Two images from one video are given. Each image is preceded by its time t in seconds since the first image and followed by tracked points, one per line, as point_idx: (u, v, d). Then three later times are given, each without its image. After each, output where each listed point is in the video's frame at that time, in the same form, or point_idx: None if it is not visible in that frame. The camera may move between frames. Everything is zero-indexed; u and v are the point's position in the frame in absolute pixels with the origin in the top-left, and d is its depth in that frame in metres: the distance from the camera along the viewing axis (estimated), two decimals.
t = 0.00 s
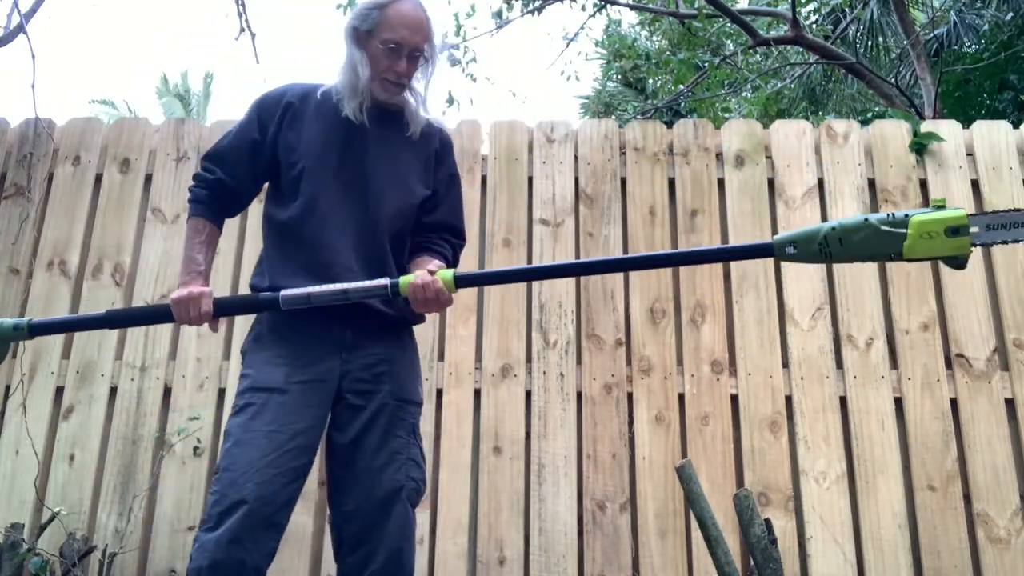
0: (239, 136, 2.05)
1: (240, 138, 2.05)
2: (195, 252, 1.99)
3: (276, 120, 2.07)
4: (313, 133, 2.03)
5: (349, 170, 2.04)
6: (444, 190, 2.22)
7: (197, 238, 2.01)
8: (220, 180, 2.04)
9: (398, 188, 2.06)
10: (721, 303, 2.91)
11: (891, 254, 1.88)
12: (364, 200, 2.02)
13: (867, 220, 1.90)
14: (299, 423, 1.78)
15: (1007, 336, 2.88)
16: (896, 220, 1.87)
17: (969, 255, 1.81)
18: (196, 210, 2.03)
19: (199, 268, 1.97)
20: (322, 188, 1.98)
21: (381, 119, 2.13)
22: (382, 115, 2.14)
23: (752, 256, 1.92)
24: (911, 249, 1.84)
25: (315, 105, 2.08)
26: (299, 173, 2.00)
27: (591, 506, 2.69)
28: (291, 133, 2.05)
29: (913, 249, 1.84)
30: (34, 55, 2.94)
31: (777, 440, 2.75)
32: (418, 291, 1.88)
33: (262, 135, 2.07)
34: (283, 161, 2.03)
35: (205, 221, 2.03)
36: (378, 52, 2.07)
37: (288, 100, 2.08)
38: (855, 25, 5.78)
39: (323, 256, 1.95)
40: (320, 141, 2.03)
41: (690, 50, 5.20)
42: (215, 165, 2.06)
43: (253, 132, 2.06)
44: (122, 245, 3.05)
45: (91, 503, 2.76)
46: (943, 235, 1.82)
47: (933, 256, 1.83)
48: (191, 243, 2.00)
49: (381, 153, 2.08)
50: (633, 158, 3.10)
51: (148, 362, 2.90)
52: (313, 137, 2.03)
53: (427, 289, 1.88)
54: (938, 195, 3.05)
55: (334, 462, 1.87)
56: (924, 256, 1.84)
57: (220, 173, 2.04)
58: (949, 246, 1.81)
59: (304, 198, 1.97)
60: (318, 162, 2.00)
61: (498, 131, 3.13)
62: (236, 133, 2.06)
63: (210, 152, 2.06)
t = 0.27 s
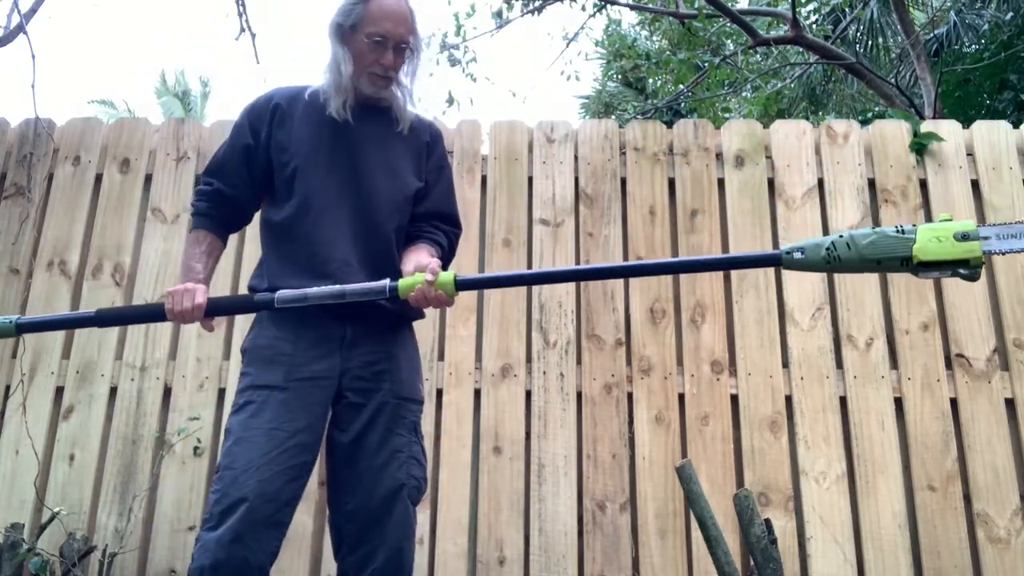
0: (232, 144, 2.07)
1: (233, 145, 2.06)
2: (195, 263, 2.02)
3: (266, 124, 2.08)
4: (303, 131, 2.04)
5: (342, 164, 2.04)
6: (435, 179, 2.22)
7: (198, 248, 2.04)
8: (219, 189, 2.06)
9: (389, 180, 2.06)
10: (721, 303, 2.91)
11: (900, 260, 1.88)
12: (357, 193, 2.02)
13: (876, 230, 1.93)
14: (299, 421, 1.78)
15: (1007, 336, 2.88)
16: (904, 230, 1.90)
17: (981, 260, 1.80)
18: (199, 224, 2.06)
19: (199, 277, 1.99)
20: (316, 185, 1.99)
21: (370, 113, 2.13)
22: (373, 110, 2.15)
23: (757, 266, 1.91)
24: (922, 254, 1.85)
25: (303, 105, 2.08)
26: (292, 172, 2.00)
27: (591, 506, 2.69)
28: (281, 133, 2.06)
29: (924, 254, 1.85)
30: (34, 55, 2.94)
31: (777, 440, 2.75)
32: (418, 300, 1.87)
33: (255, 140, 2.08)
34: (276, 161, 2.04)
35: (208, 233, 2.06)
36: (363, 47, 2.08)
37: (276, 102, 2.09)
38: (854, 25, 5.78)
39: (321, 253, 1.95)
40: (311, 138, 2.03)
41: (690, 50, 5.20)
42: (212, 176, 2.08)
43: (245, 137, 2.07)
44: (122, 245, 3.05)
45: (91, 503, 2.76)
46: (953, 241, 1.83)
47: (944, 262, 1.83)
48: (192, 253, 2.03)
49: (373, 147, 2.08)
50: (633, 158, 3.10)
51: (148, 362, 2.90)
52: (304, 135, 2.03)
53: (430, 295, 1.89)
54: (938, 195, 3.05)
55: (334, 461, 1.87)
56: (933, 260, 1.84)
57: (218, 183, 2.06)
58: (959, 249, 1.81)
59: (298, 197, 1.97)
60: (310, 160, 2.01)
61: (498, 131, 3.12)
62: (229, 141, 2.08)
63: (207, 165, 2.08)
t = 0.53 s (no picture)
0: (233, 140, 2.06)
1: (235, 141, 2.05)
2: (191, 258, 2.00)
3: (268, 121, 2.07)
4: (306, 130, 2.04)
5: (348, 165, 2.05)
6: (434, 182, 2.23)
7: (195, 243, 2.02)
8: (217, 184, 2.05)
9: (391, 183, 2.07)
10: (721, 303, 2.91)
11: (883, 242, 1.83)
12: (359, 195, 2.03)
13: (859, 216, 1.88)
14: (300, 421, 1.78)
15: (1007, 336, 2.88)
16: (886, 213, 1.85)
17: (964, 241, 1.74)
18: (194, 217, 2.04)
19: (193, 276, 1.98)
20: (318, 185, 1.99)
21: (371, 114, 2.13)
22: (375, 111, 2.15)
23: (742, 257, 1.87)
24: (905, 233, 1.79)
25: (306, 103, 2.08)
26: (294, 171, 2.00)
27: (592, 506, 2.69)
28: (284, 131, 2.05)
29: (906, 233, 1.79)
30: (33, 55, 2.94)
31: (777, 440, 2.75)
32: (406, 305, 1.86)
33: (258, 136, 2.07)
34: (277, 159, 2.03)
35: (202, 227, 2.04)
36: (365, 45, 2.07)
37: (278, 99, 2.08)
38: (854, 25, 5.78)
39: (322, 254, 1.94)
40: (313, 138, 2.03)
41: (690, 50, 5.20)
42: (210, 170, 2.07)
43: (246, 133, 2.06)
44: (122, 245, 3.05)
45: (92, 503, 2.76)
46: (936, 221, 1.77)
47: (926, 242, 1.77)
48: (188, 248, 2.01)
49: (375, 148, 2.09)
50: (634, 158, 3.10)
51: (148, 362, 2.90)
52: (306, 134, 2.03)
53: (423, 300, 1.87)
54: (938, 195, 3.05)
55: (334, 461, 1.87)
56: (916, 241, 1.78)
57: (216, 178, 2.05)
58: (941, 229, 1.75)
59: (299, 196, 1.97)
60: (312, 159, 2.01)
61: (498, 131, 3.12)
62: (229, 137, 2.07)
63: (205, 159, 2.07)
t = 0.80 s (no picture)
0: (252, 132, 2.02)
1: (254, 133, 2.02)
2: (235, 253, 1.90)
3: (277, 112, 2.06)
4: (311, 126, 2.03)
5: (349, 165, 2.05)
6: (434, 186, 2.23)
7: (237, 237, 1.92)
8: (248, 177, 1.99)
9: (390, 185, 2.08)
10: (720, 303, 2.91)
11: (887, 236, 1.83)
12: (356, 196, 2.04)
13: (862, 208, 1.88)
14: (294, 421, 1.78)
15: (1007, 336, 2.88)
16: (890, 206, 1.85)
17: (968, 235, 1.75)
18: (230, 213, 1.95)
19: (242, 267, 1.88)
20: (317, 183, 1.99)
21: (377, 114, 2.14)
22: (379, 111, 2.15)
23: (744, 252, 1.86)
24: (910, 228, 1.80)
25: (312, 99, 2.08)
26: (294, 166, 1.99)
27: (592, 506, 2.69)
28: (289, 125, 2.05)
29: (911, 228, 1.79)
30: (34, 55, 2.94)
31: (777, 440, 2.75)
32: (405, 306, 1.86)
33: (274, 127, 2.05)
34: (279, 153, 2.03)
35: (241, 221, 1.95)
36: (369, 46, 2.08)
37: (286, 91, 2.09)
38: (854, 25, 5.78)
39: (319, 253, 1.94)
40: (316, 134, 2.03)
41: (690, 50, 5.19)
42: (235, 164, 2.00)
43: (266, 124, 2.04)
44: (122, 246, 3.05)
45: (92, 503, 2.76)
46: (939, 216, 1.77)
47: (931, 237, 1.77)
48: (231, 243, 1.91)
49: (377, 149, 2.09)
50: (633, 158, 3.10)
51: (148, 362, 2.90)
52: (310, 130, 2.03)
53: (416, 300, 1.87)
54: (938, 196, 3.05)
55: (331, 461, 1.88)
56: (921, 236, 1.79)
57: (245, 171, 1.99)
58: (946, 223, 1.76)
59: (294, 190, 1.97)
60: (313, 155, 2.00)
61: (498, 132, 3.12)
62: (247, 129, 2.03)
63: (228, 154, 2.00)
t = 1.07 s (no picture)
0: (250, 121, 2.00)
1: (252, 122, 2.00)
2: (222, 237, 1.90)
3: (285, 109, 2.04)
4: (317, 128, 2.03)
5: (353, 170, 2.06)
6: (442, 200, 2.22)
7: (223, 221, 1.92)
8: (234, 164, 1.97)
9: (395, 193, 2.07)
10: (720, 303, 2.91)
11: (869, 225, 1.83)
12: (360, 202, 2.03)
13: (845, 198, 1.88)
14: (294, 420, 1.78)
15: (1007, 336, 2.88)
16: (871, 195, 1.85)
17: (949, 225, 1.76)
18: (213, 195, 1.93)
19: (230, 252, 1.88)
20: (322, 186, 1.98)
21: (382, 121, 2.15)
22: (384, 116, 2.17)
23: (729, 240, 1.87)
24: (890, 219, 1.80)
25: (321, 99, 2.07)
26: (299, 167, 1.99)
27: (592, 506, 2.69)
28: (296, 124, 2.04)
29: (891, 219, 1.80)
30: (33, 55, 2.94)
31: (777, 440, 2.75)
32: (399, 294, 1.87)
33: (274, 121, 2.03)
34: (284, 152, 2.02)
35: (224, 207, 1.93)
36: (366, 35, 2.11)
37: (295, 88, 2.07)
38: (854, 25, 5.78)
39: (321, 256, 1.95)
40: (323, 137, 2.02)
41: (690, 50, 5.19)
42: (224, 150, 1.97)
43: (265, 116, 2.02)
44: (122, 245, 3.05)
45: (91, 503, 2.76)
46: (919, 206, 1.78)
47: (911, 227, 1.78)
48: (217, 228, 1.91)
49: (381, 155, 2.10)
50: (634, 158, 3.10)
51: (148, 362, 2.90)
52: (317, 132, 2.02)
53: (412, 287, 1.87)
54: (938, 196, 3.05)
55: (332, 462, 1.88)
56: (901, 227, 1.79)
57: (233, 158, 1.97)
58: (927, 214, 1.76)
59: (299, 192, 1.96)
60: (319, 158, 2.00)
61: (498, 132, 3.12)
62: (243, 116, 2.01)
63: (217, 135, 1.97)
